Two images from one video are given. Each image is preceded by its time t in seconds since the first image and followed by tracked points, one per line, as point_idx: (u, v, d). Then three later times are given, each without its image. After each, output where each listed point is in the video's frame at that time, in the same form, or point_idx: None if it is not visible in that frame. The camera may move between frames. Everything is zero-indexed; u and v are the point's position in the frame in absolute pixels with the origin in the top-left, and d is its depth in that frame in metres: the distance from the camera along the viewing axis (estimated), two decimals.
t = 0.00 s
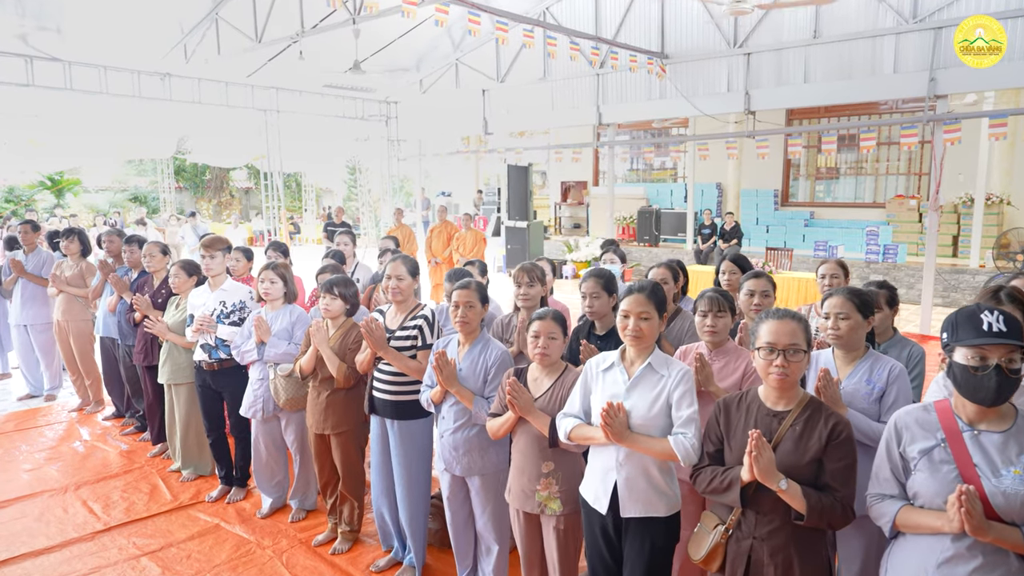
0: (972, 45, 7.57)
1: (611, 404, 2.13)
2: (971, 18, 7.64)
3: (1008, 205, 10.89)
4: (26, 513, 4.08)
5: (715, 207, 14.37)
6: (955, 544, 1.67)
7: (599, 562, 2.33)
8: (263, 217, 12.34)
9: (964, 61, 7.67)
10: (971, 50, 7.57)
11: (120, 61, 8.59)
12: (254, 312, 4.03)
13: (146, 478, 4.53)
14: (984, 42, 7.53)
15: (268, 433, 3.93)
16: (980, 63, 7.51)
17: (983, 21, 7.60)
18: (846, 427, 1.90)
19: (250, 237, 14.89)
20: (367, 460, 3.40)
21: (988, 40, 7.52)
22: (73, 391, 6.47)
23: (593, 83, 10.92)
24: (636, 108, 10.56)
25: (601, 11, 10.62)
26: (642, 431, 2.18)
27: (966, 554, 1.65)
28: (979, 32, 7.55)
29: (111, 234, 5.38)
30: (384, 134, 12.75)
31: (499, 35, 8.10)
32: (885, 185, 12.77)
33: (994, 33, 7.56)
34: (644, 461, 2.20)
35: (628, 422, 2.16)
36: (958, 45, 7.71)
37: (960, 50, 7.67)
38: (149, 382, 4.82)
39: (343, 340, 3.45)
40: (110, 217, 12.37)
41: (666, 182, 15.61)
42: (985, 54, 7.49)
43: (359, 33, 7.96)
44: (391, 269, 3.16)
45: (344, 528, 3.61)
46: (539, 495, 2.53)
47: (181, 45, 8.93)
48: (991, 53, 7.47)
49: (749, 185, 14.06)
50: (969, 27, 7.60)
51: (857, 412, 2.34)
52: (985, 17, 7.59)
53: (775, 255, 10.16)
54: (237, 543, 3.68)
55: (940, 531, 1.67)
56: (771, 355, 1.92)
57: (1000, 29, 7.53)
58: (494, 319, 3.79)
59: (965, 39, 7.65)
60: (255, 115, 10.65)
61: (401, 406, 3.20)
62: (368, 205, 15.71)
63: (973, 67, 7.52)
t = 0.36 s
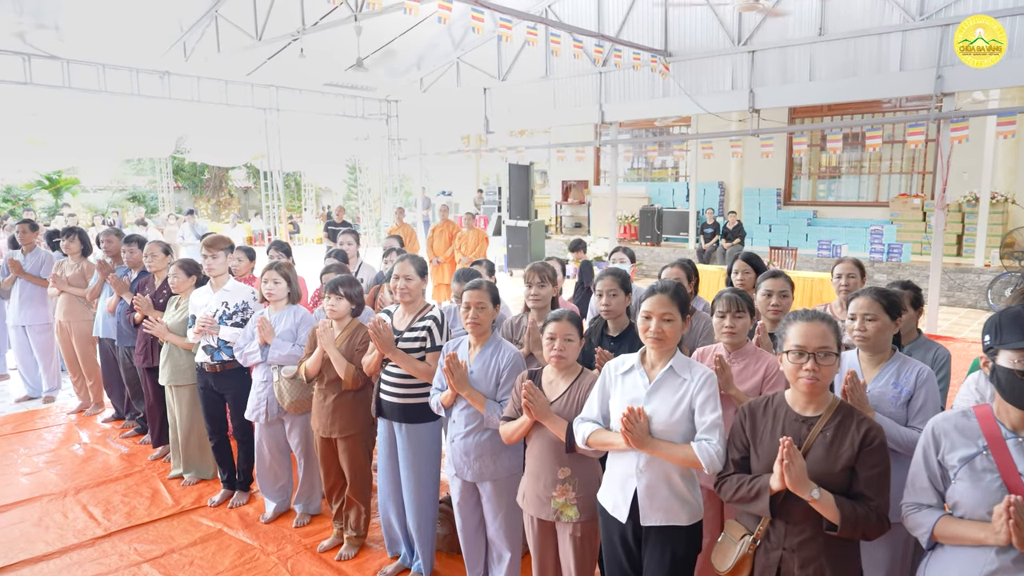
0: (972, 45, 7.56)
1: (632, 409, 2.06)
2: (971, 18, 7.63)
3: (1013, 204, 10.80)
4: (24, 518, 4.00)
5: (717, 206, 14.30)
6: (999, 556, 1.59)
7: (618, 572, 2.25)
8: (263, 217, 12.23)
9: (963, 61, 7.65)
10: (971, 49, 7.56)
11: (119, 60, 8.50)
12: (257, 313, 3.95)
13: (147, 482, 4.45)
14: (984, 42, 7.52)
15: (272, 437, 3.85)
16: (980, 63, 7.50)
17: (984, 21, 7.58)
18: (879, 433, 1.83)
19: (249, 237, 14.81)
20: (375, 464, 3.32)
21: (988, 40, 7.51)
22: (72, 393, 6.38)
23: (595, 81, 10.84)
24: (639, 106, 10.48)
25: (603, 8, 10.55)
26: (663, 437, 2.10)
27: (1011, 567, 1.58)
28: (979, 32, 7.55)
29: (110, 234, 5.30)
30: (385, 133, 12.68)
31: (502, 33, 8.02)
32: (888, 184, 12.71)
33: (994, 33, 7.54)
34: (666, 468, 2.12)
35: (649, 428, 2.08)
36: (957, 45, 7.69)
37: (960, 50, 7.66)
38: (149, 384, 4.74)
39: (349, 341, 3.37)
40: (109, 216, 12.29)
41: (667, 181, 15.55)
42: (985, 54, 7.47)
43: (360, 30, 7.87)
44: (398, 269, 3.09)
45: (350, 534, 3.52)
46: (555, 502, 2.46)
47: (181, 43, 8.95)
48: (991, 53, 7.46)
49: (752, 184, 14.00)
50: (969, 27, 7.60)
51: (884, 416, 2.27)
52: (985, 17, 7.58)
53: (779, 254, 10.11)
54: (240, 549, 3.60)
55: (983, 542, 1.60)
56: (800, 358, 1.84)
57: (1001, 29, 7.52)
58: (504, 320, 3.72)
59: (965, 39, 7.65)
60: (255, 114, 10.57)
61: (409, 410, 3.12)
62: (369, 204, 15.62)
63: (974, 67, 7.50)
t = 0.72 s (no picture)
0: (972, 45, 7.55)
1: (655, 415, 1.99)
2: (971, 18, 7.64)
3: (1016, 204, 10.74)
4: (21, 524, 3.91)
5: (718, 205, 14.26)
6: None
7: None
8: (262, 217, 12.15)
9: (964, 61, 7.63)
10: (971, 49, 7.55)
11: (116, 58, 8.40)
12: (259, 314, 3.87)
13: (147, 486, 4.36)
14: (985, 42, 7.52)
15: (275, 440, 3.77)
16: (980, 62, 7.48)
17: (984, 21, 7.59)
18: (916, 441, 1.75)
19: (247, 236, 14.71)
20: (381, 469, 3.24)
21: (988, 40, 7.52)
22: (70, 395, 6.29)
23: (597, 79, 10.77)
24: (642, 105, 10.40)
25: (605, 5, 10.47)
26: (687, 444, 2.02)
27: None
28: (979, 32, 7.55)
29: (108, 234, 5.22)
30: (384, 132, 12.60)
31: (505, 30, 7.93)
32: (890, 183, 12.66)
33: (994, 33, 7.56)
34: (689, 476, 2.05)
35: (672, 434, 2.00)
36: (958, 45, 7.68)
37: (960, 50, 7.64)
38: (148, 387, 4.65)
39: (355, 343, 3.29)
40: (106, 215, 12.18)
41: (667, 181, 15.49)
42: (985, 54, 7.46)
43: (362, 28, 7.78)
44: (406, 269, 3.01)
45: (355, 540, 3.44)
46: (571, 510, 2.38)
47: (179, 40, 8.94)
48: (991, 53, 7.45)
49: (752, 183, 13.95)
50: (969, 27, 7.59)
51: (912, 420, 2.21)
52: (985, 17, 7.59)
53: (782, 254, 10.09)
54: (243, 556, 3.52)
55: None
56: (834, 363, 1.77)
57: (1000, 29, 7.53)
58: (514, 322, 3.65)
59: (966, 39, 7.63)
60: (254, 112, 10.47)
61: (418, 413, 3.04)
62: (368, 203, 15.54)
63: (974, 67, 7.48)
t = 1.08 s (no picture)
0: (972, 45, 7.55)
1: (683, 422, 1.91)
2: (971, 18, 7.63)
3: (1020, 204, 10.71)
4: (21, 530, 3.82)
5: (721, 205, 14.20)
6: None
7: None
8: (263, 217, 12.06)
9: (963, 61, 7.62)
10: (971, 50, 7.53)
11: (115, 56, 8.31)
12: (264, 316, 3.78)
13: (149, 491, 4.28)
14: (984, 42, 7.52)
15: (281, 445, 3.68)
16: (980, 63, 7.47)
17: (984, 21, 7.59)
18: (960, 451, 1.68)
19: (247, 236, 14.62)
20: (391, 474, 3.16)
21: (988, 40, 7.51)
22: (69, 397, 6.20)
23: (600, 78, 10.69)
24: (646, 104, 10.32)
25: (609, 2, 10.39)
26: (716, 452, 1.95)
27: None
28: (979, 32, 7.55)
29: (108, 233, 5.13)
30: (385, 130, 12.53)
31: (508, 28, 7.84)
32: (893, 183, 12.61)
33: (994, 33, 7.56)
34: (718, 486, 1.97)
35: (701, 442, 1.93)
36: (957, 45, 7.67)
37: (960, 50, 7.63)
38: (150, 389, 4.57)
39: (364, 345, 3.21)
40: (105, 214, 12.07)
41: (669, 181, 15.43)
42: (985, 54, 7.46)
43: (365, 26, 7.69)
44: (417, 270, 2.94)
45: (364, 547, 3.35)
46: (592, 519, 2.31)
47: (179, 38, 8.66)
48: (991, 53, 7.44)
49: (755, 183, 13.89)
50: (969, 27, 7.58)
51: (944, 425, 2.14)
52: (985, 17, 7.59)
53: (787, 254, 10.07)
54: (249, 563, 3.44)
55: None
56: (875, 369, 1.70)
57: (1001, 29, 7.52)
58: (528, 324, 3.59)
59: (965, 39, 7.62)
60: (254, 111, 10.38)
61: (429, 418, 2.97)
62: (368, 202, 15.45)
63: (974, 67, 7.47)
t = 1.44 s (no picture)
0: (972, 45, 7.51)
1: (710, 426, 1.85)
2: (971, 18, 7.62)
3: None
4: (23, 535, 3.76)
5: (723, 204, 14.14)
6: None
7: None
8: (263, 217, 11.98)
9: (963, 61, 7.59)
10: (970, 49, 7.50)
11: (115, 55, 8.23)
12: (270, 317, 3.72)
13: (153, 495, 4.21)
14: (984, 42, 7.47)
15: (287, 448, 3.62)
16: (979, 63, 7.44)
17: (984, 21, 7.57)
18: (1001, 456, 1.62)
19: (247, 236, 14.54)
20: (402, 478, 3.10)
21: (988, 40, 7.47)
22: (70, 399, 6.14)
23: (603, 77, 10.62)
24: (649, 103, 10.24)
25: None
26: (744, 457, 1.89)
27: None
28: (979, 32, 7.52)
29: (110, 233, 5.06)
30: (386, 130, 12.46)
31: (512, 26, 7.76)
32: (897, 182, 12.56)
33: (994, 33, 7.53)
34: (746, 491, 1.91)
35: (728, 447, 1.87)
36: (957, 45, 7.65)
37: (960, 50, 7.61)
38: (152, 391, 4.50)
39: (373, 347, 3.15)
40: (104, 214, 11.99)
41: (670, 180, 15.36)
42: (985, 54, 7.42)
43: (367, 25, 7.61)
44: (429, 269, 2.87)
45: (373, 552, 3.29)
46: (612, 525, 2.25)
47: (179, 37, 8.65)
48: (990, 53, 7.40)
49: (757, 182, 13.83)
50: (969, 27, 7.56)
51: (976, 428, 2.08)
52: (984, 17, 7.58)
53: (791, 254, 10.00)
54: (256, 569, 3.37)
55: None
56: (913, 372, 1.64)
57: (1000, 29, 7.50)
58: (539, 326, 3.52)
59: (965, 39, 7.60)
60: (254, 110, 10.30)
61: (440, 421, 2.91)
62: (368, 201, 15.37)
63: (973, 67, 7.45)
